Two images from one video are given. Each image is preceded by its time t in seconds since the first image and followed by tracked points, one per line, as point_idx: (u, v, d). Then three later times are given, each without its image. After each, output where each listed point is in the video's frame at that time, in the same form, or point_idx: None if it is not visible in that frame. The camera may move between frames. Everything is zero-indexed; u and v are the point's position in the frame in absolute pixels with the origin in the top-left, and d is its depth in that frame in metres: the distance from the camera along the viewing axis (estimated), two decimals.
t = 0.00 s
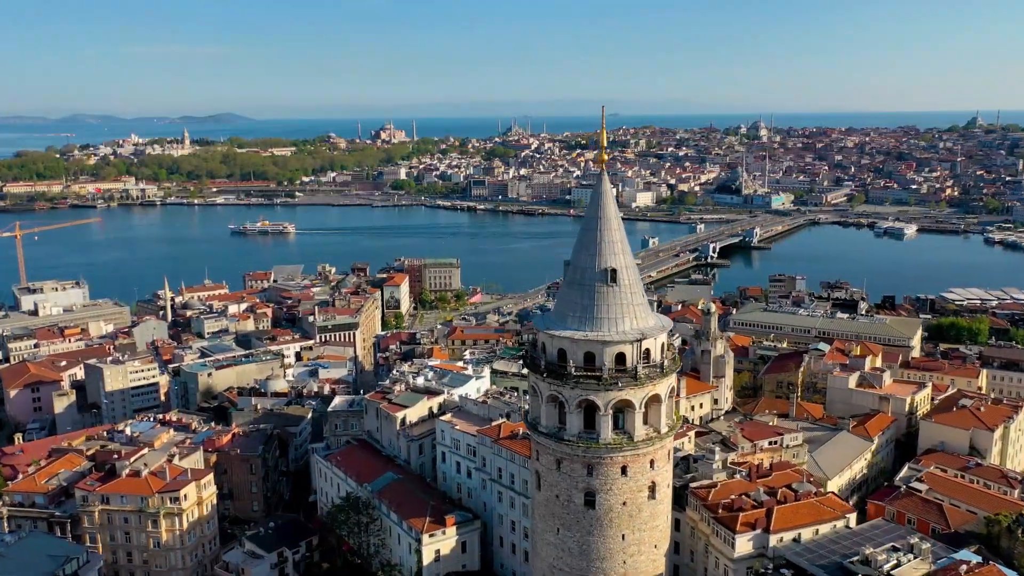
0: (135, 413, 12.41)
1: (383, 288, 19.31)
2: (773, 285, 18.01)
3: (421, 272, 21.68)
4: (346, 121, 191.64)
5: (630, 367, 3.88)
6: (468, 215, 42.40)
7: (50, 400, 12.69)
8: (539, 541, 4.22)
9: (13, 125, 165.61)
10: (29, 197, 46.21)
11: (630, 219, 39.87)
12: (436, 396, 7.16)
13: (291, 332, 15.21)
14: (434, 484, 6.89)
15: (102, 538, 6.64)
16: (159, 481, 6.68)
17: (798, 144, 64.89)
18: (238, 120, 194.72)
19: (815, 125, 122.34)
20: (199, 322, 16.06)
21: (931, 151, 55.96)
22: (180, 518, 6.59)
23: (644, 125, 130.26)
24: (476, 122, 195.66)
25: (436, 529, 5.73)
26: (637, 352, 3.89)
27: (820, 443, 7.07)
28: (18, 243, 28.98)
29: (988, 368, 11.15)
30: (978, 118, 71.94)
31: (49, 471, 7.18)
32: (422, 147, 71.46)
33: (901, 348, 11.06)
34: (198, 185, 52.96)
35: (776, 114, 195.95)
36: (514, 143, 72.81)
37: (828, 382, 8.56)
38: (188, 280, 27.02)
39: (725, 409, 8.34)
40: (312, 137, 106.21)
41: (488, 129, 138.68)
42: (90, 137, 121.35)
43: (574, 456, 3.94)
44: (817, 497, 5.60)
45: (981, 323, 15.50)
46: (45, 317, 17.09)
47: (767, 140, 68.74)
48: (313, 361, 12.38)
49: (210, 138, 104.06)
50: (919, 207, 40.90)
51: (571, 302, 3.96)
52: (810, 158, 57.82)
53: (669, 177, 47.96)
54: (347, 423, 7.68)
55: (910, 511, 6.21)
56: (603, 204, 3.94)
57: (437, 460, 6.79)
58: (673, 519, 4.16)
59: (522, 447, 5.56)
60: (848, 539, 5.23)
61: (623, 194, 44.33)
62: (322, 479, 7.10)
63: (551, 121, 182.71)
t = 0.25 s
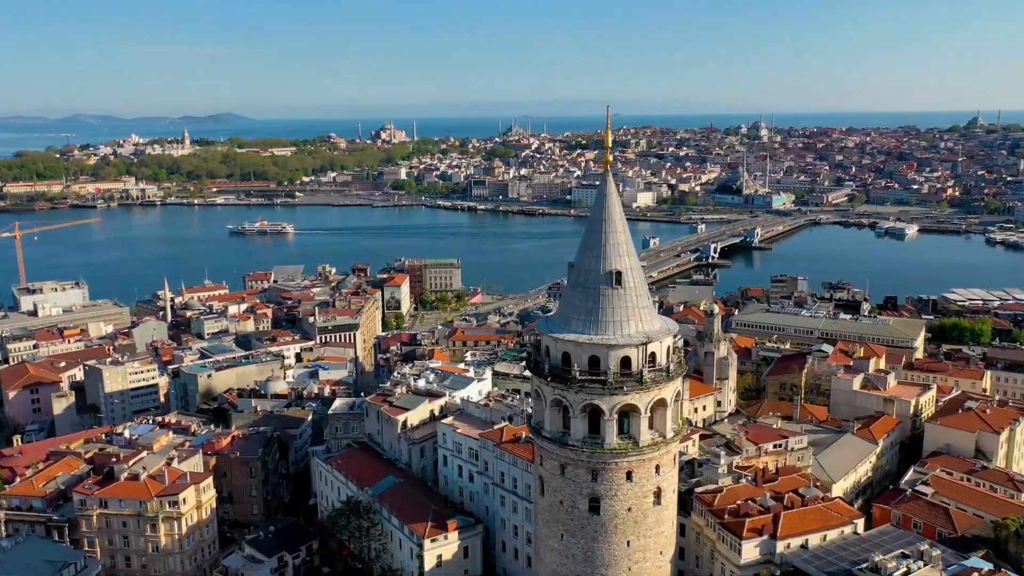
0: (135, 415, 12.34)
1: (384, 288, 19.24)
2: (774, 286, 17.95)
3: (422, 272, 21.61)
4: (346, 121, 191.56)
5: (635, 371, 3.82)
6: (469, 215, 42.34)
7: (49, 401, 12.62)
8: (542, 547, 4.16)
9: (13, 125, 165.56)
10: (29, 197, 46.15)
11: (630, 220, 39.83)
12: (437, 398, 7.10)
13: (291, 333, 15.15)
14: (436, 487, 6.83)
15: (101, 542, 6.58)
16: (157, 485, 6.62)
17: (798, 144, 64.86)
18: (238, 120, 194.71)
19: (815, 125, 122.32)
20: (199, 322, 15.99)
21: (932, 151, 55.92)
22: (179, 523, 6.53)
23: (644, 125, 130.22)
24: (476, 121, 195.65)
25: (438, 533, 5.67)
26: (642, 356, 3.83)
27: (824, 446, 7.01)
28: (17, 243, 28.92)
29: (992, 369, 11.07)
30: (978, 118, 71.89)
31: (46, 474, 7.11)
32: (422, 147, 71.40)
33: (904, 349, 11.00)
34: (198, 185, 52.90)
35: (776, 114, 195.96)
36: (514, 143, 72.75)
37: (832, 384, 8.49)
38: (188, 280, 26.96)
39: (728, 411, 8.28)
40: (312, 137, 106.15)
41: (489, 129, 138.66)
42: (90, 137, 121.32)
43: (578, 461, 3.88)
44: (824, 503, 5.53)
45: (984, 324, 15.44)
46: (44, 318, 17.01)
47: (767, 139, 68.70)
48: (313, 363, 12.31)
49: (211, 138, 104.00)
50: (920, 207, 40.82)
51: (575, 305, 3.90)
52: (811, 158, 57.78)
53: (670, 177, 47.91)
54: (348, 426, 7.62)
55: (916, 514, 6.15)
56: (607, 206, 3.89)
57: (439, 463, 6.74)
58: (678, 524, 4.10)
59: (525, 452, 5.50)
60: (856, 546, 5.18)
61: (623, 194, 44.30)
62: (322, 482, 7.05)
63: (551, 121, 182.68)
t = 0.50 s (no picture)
0: (134, 416, 12.28)
1: (384, 289, 19.18)
2: (776, 286, 17.90)
3: (422, 273, 21.55)
4: (346, 121, 191.47)
5: (640, 375, 3.76)
6: (469, 215, 42.29)
7: (48, 403, 12.55)
8: (546, 553, 4.10)
9: (13, 125, 165.48)
10: (29, 197, 46.08)
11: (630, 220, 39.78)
12: (439, 401, 7.04)
13: (291, 333, 15.09)
14: (437, 491, 6.78)
15: (99, 547, 6.53)
16: (156, 489, 6.56)
17: (799, 144, 64.81)
18: (239, 120, 194.71)
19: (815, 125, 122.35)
20: (199, 323, 15.93)
21: (933, 152, 55.88)
22: (178, 527, 6.48)
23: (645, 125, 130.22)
24: (476, 122, 195.67)
25: (439, 539, 5.61)
26: (646, 360, 3.77)
27: (829, 449, 6.95)
28: (16, 243, 28.87)
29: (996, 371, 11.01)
30: (979, 118, 71.85)
31: (44, 478, 7.06)
32: (422, 147, 71.36)
33: (907, 351, 10.94)
34: (198, 185, 52.83)
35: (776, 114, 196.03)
36: (514, 143, 72.70)
37: (835, 386, 8.43)
38: (187, 281, 26.90)
39: (731, 414, 8.22)
40: (312, 137, 106.11)
41: (489, 129, 138.62)
42: (90, 137, 121.34)
43: (582, 467, 3.82)
44: (831, 508, 5.48)
45: (987, 325, 15.39)
46: (44, 319, 16.94)
47: (768, 140, 68.66)
48: (314, 364, 12.25)
49: (211, 138, 103.95)
50: (920, 207, 40.75)
51: (578, 309, 3.85)
52: (812, 158, 57.74)
53: (671, 177, 47.87)
54: (348, 429, 7.56)
55: (922, 518, 6.10)
56: (612, 208, 3.83)
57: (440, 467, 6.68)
58: (683, 530, 4.04)
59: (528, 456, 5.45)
60: (864, 552, 5.12)
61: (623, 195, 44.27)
62: (322, 486, 6.99)
63: (552, 121, 182.64)
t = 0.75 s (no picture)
0: (133, 419, 12.21)
1: (384, 290, 19.12)
2: (778, 287, 17.83)
3: (422, 273, 21.49)
4: (346, 121, 191.42)
5: (646, 380, 3.69)
6: (470, 216, 42.25)
7: (46, 405, 12.47)
8: (549, 561, 4.03)
9: (13, 125, 165.43)
10: (29, 197, 46.04)
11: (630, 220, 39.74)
12: (440, 404, 6.98)
13: (291, 334, 15.04)
14: (438, 496, 6.71)
15: (96, 552, 6.46)
16: (154, 494, 6.50)
17: (799, 144, 64.79)
18: (239, 120, 194.71)
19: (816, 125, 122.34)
20: (199, 324, 15.86)
21: (933, 152, 55.86)
22: (176, 532, 6.41)
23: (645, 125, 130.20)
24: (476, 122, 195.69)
25: (441, 545, 5.54)
26: (652, 365, 3.70)
27: (834, 452, 6.88)
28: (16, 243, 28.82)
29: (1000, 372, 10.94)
30: (980, 118, 71.81)
31: (41, 482, 6.98)
32: (423, 147, 71.34)
33: (910, 352, 10.88)
34: (198, 185, 52.79)
35: (776, 114, 196.00)
36: (515, 144, 72.70)
37: (839, 388, 8.37)
38: (187, 281, 26.84)
39: (734, 416, 8.16)
40: (312, 137, 106.08)
41: (489, 129, 138.57)
42: (91, 138, 121.32)
43: (587, 473, 3.76)
44: (839, 515, 5.41)
45: (989, 326, 15.33)
46: (42, 320, 16.87)
47: (768, 140, 68.66)
48: (314, 365, 12.19)
49: (211, 138, 103.92)
50: (921, 208, 40.68)
51: (582, 312, 3.78)
52: (812, 158, 57.72)
53: (671, 177, 47.83)
54: (348, 432, 7.49)
55: (928, 523, 6.04)
56: (617, 210, 3.76)
57: (442, 471, 6.62)
58: (689, 537, 3.97)
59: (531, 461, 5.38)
60: (874, 560, 5.05)
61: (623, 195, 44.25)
62: (322, 489, 6.93)
63: (552, 122, 182.57)
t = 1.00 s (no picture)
0: (132, 420, 12.15)
1: (384, 290, 19.06)
2: (780, 288, 17.77)
3: (423, 274, 21.43)
4: (346, 121, 191.31)
5: (651, 385, 3.64)
6: (470, 216, 42.19)
7: (45, 406, 12.42)
8: (553, 569, 3.96)
9: (13, 125, 165.42)
10: (29, 197, 46.00)
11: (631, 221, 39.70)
12: (442, 407, 6.92)
13: (291, 335, 14.99)
14: (440, 500, 6.65)
15: (94, 556, 6.40)
16: (153, 498, 6.44)
17: (800, 144, 64.75)
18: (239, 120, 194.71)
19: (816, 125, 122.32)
20: (198, 325, 15.81)
21: (934, 151, 55.80)
22: (175, 537, 6.35)
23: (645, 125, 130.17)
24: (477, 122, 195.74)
25: (442, 550, 5.48)
26: (658, 369, 3.64)
27: (838, 455, 6.82)
28: (15, 243, 28.77)
29: (1004, 373, 10.88)
30: (981, 118, 71.75)
31: (39, 485, 6.92)
32: (423, 147, 71.31)
33: (914, 354, 10.82)
34: (198, 185, 52.75)
35: (776, 113, 195.95)
36: (515, 143, 72.67)
37: (843, 391, 8.30)
38: (187, 282, 26.78)
39: (738, 419, 8.09)
40: (312, 137, 106.08)
41: (489, 129, 138.56)
42: (91, 138, 121.34)
43: (591, 479, 3.69)
44: (847, 521, 5.35)
45: (992, 327, 15.27)
46: (42, 321, 16.81)
47: (769, 140, 68.62)
48: (314, 367, 12.13)
49: (212, 138, 103.91)
50: (922, 208, 40.59)
51: (585, 316, 3.73)
52: (813, 158, 57.68)
53: (672, 177, 47.78)
54: (348, 436, 7.42)
55: (934, 527, 5.98)
56: (621, 210, 3.71)
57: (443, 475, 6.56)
58: (694, 544, 3.91)
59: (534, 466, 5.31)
60: (883, 567, 4.99)
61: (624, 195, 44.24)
62: (322, 493, 6.87)
63: (552, 121, 182.50)
